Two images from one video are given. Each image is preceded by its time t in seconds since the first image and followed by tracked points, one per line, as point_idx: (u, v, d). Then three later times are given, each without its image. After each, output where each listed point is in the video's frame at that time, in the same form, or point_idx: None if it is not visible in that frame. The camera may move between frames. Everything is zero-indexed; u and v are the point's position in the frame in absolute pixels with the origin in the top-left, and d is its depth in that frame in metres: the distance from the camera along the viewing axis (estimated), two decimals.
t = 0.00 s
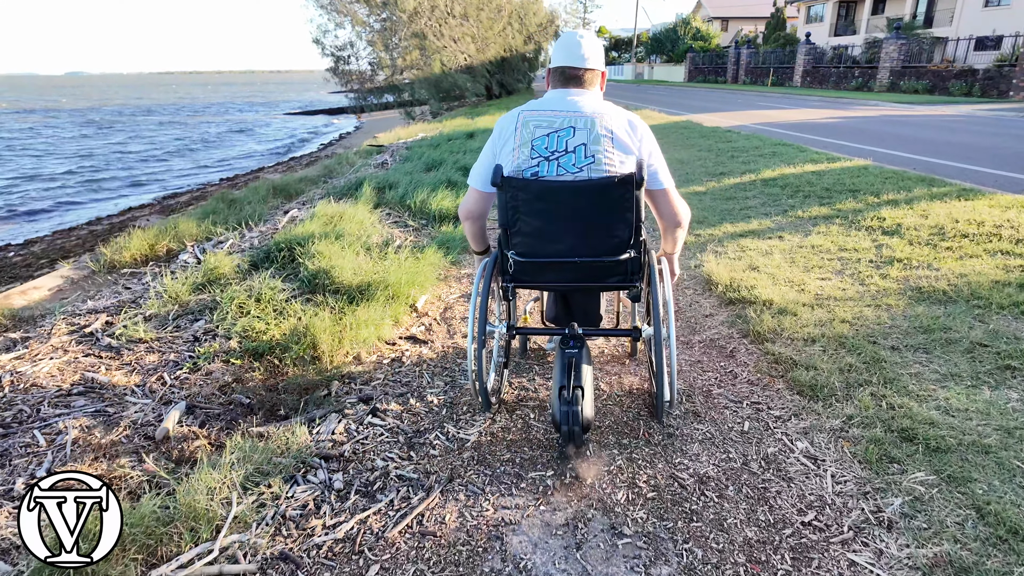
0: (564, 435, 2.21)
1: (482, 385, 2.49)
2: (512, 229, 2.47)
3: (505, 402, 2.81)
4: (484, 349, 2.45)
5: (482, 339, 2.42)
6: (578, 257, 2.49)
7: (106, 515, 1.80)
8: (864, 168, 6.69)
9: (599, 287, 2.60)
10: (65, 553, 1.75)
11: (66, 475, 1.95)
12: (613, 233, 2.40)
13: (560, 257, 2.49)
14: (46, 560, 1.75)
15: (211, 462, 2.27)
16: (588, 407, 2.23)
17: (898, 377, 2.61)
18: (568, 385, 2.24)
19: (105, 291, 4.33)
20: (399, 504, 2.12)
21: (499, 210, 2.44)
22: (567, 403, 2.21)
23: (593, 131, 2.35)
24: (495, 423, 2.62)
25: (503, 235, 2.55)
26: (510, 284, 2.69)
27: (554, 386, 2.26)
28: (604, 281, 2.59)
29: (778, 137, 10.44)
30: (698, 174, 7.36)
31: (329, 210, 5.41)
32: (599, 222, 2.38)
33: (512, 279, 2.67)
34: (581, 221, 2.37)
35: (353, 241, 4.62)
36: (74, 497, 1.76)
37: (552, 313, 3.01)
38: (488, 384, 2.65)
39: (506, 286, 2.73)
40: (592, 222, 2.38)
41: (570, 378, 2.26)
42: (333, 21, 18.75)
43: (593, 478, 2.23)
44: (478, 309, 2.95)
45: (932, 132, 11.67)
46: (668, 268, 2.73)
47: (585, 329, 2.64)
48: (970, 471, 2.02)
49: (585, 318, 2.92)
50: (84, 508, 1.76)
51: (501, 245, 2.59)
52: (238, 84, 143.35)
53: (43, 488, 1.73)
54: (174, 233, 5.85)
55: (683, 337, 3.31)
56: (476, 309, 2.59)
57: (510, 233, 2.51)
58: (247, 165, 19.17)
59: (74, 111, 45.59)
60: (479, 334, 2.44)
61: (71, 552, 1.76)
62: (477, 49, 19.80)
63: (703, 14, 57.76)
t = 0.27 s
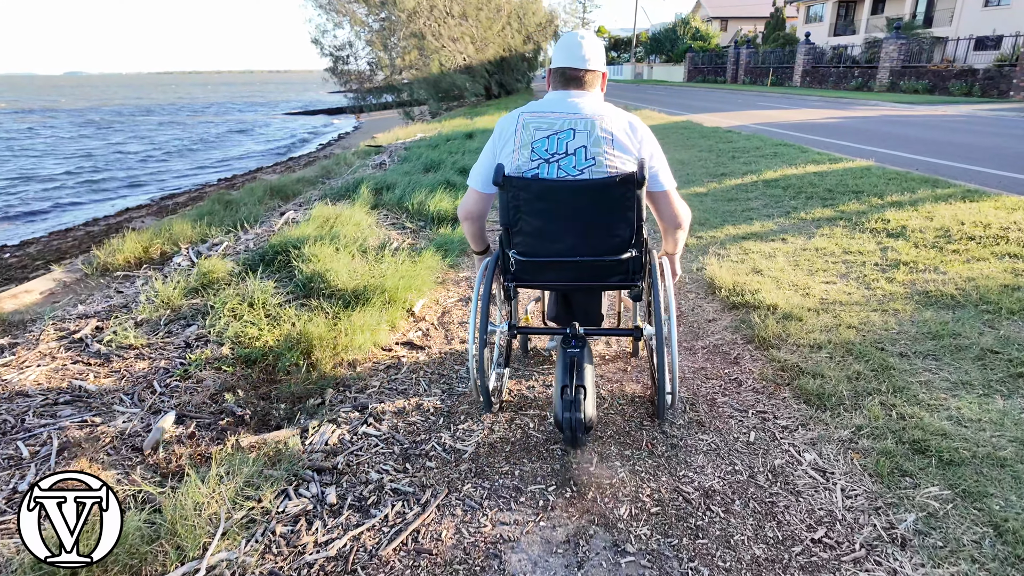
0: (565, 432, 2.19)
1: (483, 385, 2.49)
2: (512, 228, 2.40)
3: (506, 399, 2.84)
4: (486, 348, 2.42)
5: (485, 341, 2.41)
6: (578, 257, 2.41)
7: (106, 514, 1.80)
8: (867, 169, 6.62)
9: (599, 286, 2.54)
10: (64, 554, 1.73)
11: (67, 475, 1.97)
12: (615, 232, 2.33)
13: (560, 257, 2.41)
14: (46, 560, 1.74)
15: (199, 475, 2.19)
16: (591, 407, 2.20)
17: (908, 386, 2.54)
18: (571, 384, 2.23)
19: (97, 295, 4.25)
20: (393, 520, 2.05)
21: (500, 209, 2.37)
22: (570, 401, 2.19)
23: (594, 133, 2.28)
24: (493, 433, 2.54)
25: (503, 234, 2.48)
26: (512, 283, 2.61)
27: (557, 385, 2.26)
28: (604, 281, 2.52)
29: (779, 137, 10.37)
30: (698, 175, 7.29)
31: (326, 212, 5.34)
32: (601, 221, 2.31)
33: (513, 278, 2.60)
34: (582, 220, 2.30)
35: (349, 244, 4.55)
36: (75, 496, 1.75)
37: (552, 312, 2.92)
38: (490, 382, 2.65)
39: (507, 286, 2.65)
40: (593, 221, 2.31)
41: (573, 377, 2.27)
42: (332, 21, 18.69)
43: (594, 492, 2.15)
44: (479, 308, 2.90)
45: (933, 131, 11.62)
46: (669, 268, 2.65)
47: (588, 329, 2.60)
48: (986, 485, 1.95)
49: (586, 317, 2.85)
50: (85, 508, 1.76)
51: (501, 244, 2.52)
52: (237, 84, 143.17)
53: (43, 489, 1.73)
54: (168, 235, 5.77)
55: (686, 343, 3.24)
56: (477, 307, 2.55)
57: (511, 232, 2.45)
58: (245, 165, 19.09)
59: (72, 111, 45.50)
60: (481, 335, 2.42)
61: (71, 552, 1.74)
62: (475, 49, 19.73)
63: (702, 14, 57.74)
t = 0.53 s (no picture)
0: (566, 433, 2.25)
1: (483, 384, 2.47)
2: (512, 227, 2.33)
3: (506, 404, 2.79)
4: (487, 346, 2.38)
5: (485, 335, 2.36)
6: (580, 257, 2.35)
7: (105, 515, 1.84)
8: (870, 170, 6.55)
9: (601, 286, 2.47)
10: (64, 554, 1.75)
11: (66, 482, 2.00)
12: (616, 231, 2.26)
13: (562, 256, 2.35)
14: (46, 560, 1.74)
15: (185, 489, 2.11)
16: (591, 407, 2.26)
17: (918, 395, 2.46)
18: (571, 385, 2.29)
19: (88, 299, 4.18)
20: (388, 537, 1.97)
21: (502, 208, 2.30)
22: (570, 402, 2.25)
23: (596, 130, 2.21)
24: (490, 443, 2.46)
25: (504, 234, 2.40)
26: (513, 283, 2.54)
27: (558, 386, 2.32)
28: (606, 280, 2.44)
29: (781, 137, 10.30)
30: (699, 176, 7.21)
31: (322, 214, 5.26)
32: (602, 220, 2.24)
33: (515, 278, 2.53)
34: (583, 219, 2.23)
35: (345, 246, 4.48)
36: (74, 497, 1.80)
37: (554, 313, 2.85)
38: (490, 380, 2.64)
39: (509, 286, 2.58)
40: (595, 220, 2.24)
41: (574, 377, 2.32)
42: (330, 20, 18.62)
43: (596, 507, 2.08)
44: (481, 308, 2.82)
45: (934, 131, 11.56)
46: (671, 267, 2.58)
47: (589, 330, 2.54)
48: (1005, 502, 1.87)
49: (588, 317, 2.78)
50: (84, 507, 1.81)
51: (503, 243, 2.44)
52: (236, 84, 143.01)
53: (43, 488, 1.77)
54: (163, 237, 5.70)
55: (689, 349, 3.17)
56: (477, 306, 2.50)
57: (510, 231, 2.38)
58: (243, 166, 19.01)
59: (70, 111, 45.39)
60: (481, 334, 2.36)
61: (70, 552, 1.76)
62: (474, 49, 19.65)
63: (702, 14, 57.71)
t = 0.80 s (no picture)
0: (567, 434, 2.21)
1: (485, 384, 2.45)
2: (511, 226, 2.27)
3: (504, 412, 2.71)
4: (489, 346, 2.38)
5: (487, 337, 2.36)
6: (581, 256, 2.27)
7: (105, 515, 1.88)
8: (872, 170, 6.47)
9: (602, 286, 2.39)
10: (65, 553, 1.79)
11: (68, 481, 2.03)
12: (618, 230, 2.19)
13: (564, 255, 2.27)
14: (46, 559, 1.79)
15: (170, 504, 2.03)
16: (592, 407, 2.21)
17: (929, 404, 2.38)
18: (573, 385, 2.24)
19: (77, 303, 4.09)
20: (380, 555, 1.89)
21: (503, 207, 2.23)
22: (571, 403, 2.20)
23: (598, 128, 2.14)
24: (488, 455, 2.38)
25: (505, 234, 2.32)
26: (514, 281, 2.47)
27: (559, 385, 2.27)
28: (608, 280, 2.37)
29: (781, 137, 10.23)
30: (700, 177, 7.14)
31: (318, 215, 5.18)
32: (604, 218, 2.17)
33: (517, 277, 2.45)
34: (584, 217, 2.16)
35: (341, 249, 4.39)
36: (74, 497, 1.82)
37: (555, 313, 2.77)
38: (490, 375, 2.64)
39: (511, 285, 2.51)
40: (595, 218, 2.17)
41: (575, 377, 2.27)
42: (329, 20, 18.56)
43: (597, 522, 2.00)
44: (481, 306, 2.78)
45: (936, 131, 11.49)
46: (673, 264, 2.50)
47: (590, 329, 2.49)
48: None
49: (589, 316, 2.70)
50: (84, 508, 1.83)
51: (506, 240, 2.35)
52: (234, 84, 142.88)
53: (43, 488, 1.80)
54: (156, 239, 5.61)
55: (692, 355, 3.09)
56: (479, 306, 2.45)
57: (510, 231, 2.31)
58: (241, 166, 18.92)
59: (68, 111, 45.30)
60: (483, 335, 2.36)
61: (71, 552, 1.80)
62: (473, 49, 19.59)
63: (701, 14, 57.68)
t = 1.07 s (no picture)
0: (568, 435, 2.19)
1: (485, 382, 2.42)
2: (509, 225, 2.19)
3: (501, 421, 2.63)
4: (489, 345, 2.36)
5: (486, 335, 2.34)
6: (581, 256, 2.20)
7: (105, 515, 1.88)
8: (875, 171, 6.40)
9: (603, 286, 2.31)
10: (64, 553, 1.79)
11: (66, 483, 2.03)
12: (618, 229, 2.11)
13: (565, 256, 2.20)
14: (46, 559, 1.78)
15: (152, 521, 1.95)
16: (593, 407, 2.21)
17: (941, 415, 2.30)
18: (573, 385, 2.25)
19: (66, 307, 4.00)
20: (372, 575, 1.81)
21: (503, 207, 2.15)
22: (571, 403, 2.21)
23: (598, 128, 2.06)
24: (484, 468, 2.30)
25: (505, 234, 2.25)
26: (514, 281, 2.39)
27: (559, 386, 2.28)
28: (608, 280, 2.29)
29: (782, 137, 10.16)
30: (701, 177, 7.06)
31: (313, 217, 5.09)
32: (604, 217, 2.09)
33: (517, 276, 2.38)
34: (583, 217, 2.09)
35: (336, 252, 4.31)
36: (74, 496, 1.82)
37: (555, 313, 2.68)
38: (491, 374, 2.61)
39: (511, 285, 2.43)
40: (595, 218, 2.10)
41: (575, 378, 2.28)
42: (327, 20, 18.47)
43: (597, 540, 1.92)
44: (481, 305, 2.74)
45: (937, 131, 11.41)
46: (674, 263, 2.41)
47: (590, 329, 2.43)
48: None
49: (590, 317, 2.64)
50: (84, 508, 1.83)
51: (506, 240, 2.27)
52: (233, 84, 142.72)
53: (43, 488, 1.80)
54: (149, 241, 5.52)
55: (695, 362, 3.01)
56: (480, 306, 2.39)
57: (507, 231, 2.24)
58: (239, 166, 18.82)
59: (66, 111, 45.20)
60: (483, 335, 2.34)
61: (71, 552, 1.79)
62: (472, 49, 19.50)
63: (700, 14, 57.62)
